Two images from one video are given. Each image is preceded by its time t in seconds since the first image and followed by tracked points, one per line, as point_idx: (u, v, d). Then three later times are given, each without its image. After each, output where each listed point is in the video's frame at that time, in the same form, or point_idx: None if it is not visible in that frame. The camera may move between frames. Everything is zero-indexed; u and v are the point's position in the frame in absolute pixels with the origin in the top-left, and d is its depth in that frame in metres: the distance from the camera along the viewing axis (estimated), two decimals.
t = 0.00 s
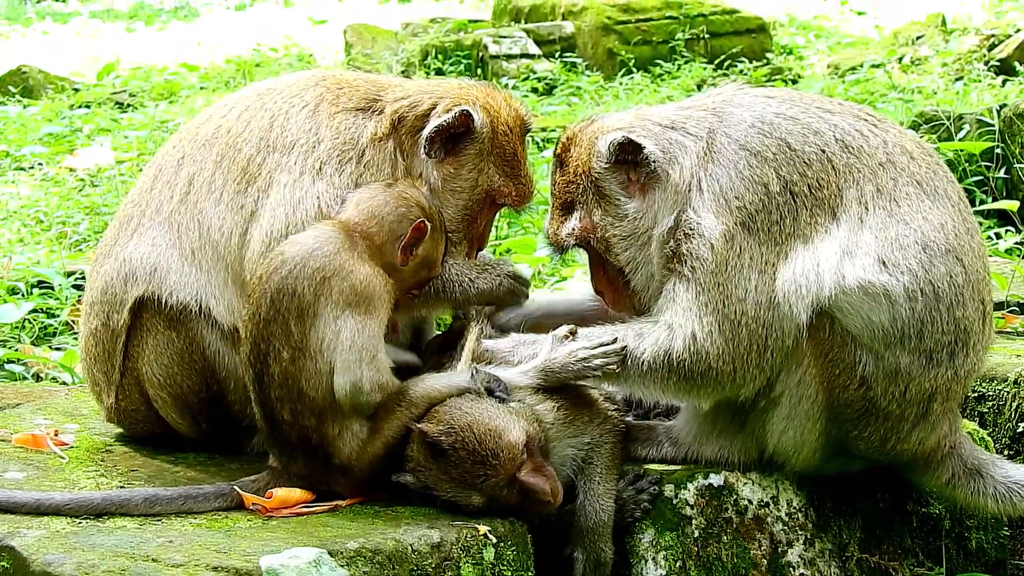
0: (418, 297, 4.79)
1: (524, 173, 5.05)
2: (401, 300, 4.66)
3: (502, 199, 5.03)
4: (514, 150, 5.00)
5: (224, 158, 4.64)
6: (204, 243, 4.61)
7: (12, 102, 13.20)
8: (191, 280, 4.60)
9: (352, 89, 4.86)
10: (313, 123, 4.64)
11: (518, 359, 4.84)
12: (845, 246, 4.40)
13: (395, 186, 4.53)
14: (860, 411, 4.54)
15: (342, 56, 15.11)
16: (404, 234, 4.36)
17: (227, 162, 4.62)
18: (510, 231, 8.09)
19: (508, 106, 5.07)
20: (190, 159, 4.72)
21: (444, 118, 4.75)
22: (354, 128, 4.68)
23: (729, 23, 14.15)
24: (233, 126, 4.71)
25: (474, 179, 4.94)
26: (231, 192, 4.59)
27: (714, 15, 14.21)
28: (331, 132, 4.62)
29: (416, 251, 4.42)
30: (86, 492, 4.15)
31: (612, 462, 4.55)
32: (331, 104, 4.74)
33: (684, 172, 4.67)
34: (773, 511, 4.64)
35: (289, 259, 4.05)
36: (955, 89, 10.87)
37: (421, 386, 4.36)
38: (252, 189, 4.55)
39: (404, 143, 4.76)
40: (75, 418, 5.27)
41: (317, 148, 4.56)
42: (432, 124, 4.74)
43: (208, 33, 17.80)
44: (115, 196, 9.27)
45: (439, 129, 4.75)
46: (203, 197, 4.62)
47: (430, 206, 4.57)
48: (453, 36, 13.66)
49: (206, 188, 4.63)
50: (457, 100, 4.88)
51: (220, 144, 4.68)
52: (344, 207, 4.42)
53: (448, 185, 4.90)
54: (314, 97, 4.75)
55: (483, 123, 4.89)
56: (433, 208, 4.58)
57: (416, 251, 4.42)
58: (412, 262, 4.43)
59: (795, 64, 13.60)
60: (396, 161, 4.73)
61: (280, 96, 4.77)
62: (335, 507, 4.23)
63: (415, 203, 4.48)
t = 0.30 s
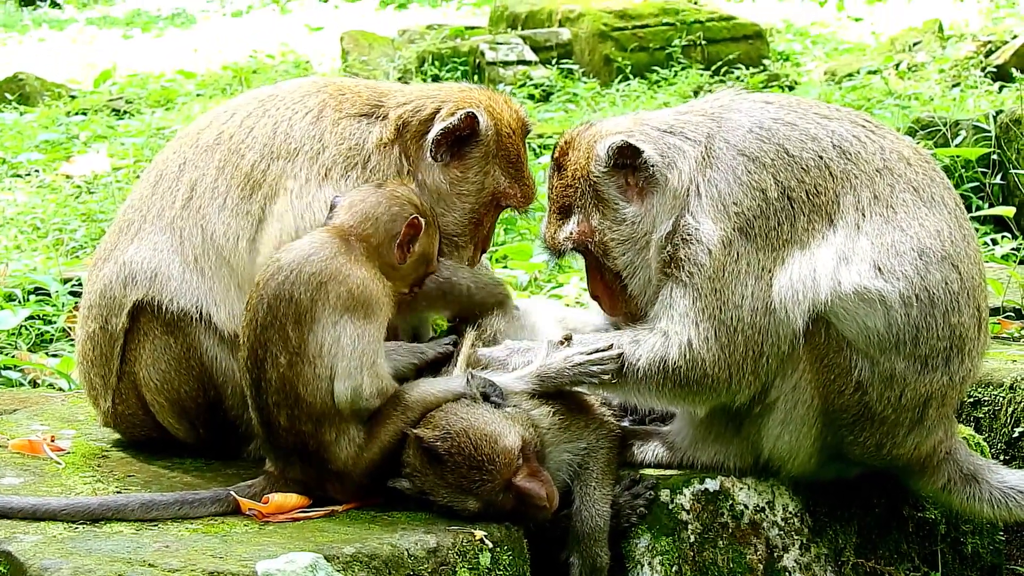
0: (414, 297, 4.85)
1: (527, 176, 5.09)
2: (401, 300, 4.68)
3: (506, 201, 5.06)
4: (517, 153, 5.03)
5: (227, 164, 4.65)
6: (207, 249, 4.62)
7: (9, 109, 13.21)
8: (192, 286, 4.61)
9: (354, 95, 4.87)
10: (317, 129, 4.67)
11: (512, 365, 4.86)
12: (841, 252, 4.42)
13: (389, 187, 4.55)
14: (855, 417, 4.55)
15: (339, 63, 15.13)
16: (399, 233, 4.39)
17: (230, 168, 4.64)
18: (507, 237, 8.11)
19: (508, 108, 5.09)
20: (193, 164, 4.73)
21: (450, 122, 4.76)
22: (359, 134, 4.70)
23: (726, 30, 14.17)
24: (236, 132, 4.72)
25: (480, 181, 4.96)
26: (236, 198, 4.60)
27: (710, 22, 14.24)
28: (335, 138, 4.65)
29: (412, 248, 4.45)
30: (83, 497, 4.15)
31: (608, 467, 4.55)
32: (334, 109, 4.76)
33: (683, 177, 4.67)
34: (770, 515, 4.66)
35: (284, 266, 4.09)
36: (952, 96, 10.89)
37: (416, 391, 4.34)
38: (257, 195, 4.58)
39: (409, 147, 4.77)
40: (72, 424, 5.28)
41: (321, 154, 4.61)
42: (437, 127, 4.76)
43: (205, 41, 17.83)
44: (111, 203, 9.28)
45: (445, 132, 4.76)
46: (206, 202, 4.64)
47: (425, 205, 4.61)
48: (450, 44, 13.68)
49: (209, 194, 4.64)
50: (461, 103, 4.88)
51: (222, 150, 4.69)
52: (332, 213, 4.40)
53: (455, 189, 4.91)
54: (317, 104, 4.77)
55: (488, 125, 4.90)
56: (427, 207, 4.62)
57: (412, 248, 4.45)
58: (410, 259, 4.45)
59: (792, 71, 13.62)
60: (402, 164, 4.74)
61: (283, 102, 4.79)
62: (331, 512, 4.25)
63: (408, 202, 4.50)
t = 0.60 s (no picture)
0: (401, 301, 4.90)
1: (521, 177, 5.09)
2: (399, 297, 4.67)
3: (500, 202, 5.07)
4: (511, 154, 5.03)
5: (220, 164, 4.65)
6: (200, 248, 4.62)
7: (7, 109, 13.20)
8: (188, 285, 4.61)
9: (348, 94, 4.87)
10: (310, 128, 4.65)
11: (511, 366, 4.85)
12: (841, 254, 4.42)
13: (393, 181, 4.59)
14: (855, 419, 4.55)
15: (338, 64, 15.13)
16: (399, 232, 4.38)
17: (224, 167, 4.64)
18: (505, 238, 8.11)
19: (504, 109, 5.10)
20: (187, 164, 4.73)
21: (443, 122, 4.76)
22: (351, 132, 4.68)
23: (725, 31, 14.17)
24: (230, 131, 4.72)
25: (473, 182, 4.96)
26: (228, 197, 4.60)
27: (709, 22, 14.24)
28: (327, 136, 4.63)
29: (411, 247, 4.44)
30: (82, 498, 4.16)
31: (608, 469, 4.55)
32: (327, 108, 4.75)
33: (684, 180, 4.67)
34: (769, 518, 4.66)
35: (283, 267, 4.07)
36: (950, 97, 10.89)
37: (416, 391, 4.34)
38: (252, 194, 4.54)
39: (401, 148, 4.76)
40: (70, 424, 5.27)
41: (313, 152, 4.58)
42: (431, 128, 4.76)
43: (203, 41, 17.82)
44: (110, 204, 9.27)
45: (438, 133, 4.76)
46: (200, 201, 4.64)
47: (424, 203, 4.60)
48: (449, 44, 13.68)
49: (203, 193, 4.65)
50: (454, 104, 4.88)
51: (216, 149, 4.69)
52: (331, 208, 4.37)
53: (447, 190, 4.92)
54: (310, 103, 4.77)
55: (480, 126, 4.90)
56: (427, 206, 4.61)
57: (411, 247, 4.44)
58: (410, 257, 4.44)
59: (791, 72, 13.62)
60: (395, 163, 4.73)
61: (277, 101, 4.78)
62: (330, 514, 4.24)
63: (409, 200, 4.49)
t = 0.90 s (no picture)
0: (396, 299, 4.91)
1: (519, 178, 5.09)
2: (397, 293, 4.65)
3: (497, 203, 5.06)
4: (508, 155, 5.02)
5: (218, 164, 4.65)
6: (197, 249, 4.62)
7: (7, 110, 13.19)
8: (186, 286, 4.61)
9: (346, 94, 4.86)
10: (307, 128, 4.65)
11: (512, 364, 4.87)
12: (840, 254, 4.42)
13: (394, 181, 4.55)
14: (854, 419, 4.56)
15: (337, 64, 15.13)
16: (399, 232, 4.36)
17: (221, 168, 4.64)
18: (504, 238, 8.11)
19: (502, 110, 5.10)
20: (185, 164, 4.73)
21: (439, 123, 4.76)
22: (349, 132, 4.68)
23: (724, 31, 14.18)
24: (228, 131, 4.72)
25: (470, 183, 4.96)
26: (226, 197, 4.60)
27: (708, 23, 14.25)
28: (325, 136, 4.63)
29: (411, 247, 4.40)
30: (81, 499, 4.16)
31: (606, 469, 4.54)
32: (325, 109, 4.75)
33: (677, 180, 4.67)
34: (767, 518, 4.66)
35: (281, 270, 4.05)
36: (949, 97, 10.89)
37: (417, 392, 4.36)
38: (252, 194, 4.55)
39: (398, 147, 4.76)
40: (69, 425, 5.27)
41: (310, 152, 4.59)
42: (427, 129, 4.76)
43: (203, 42, 17.82)
44: (109, 204, 9.27)
45: (435, 133, 4.76)
46: (197, 201, 4.64)
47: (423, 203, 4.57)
48: (448, 45, 13.69)
49: (201, 193, 4.65)
50: (452, 104, 4.88)
51: (214, 149, 4.69)
52: (330, 207, 4.36)
53: (444, 190, 4.91)
54: (308, 103, 4.77)
55: (478, 127, 4.90)
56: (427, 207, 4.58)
57: (409, 246, 4.40)
58: (408, 257, 4.41)
59: (790, 73, 13.62)
60: (392, 163, 4.73)
61: (275, 102, 4.78)
62: (329, 514, 4.24)
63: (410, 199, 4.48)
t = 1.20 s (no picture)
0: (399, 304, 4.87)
1: (518, 175, 5.10)
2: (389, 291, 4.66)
3: (498, 200, 5.07)
4: (508, 152, 5.04)
5: (218, 162, 4.65)
6: (197, 247, 4.62)
7: (5, 108, 13.18)
8: (184, 283, 4.61)
9: (347, 93, 4.85)
10: (307, 127, 4.65)
11: (510, 359, 4.90)
12: (840, 253, 4.41)
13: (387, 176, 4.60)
14: (852, 419, 4.56)
15: (336, 63, 15.12)
16: (389, 229, 4.39)
17: (221, 166, 4.64)
18: (503, 237, 8.11)
19: (502, 108, 5.10)
20: (185, 162, 4.73)
21: (439, 121, 4.76)
22: (350, 131, 4.68)
23: (723, 30, 14.18)
24: (227, 130, 4.72)
25: (470, 180, 4.98)
26: (225, 195, 4.60)
27: (707, 21, 14.25)
28: (326, 135, 4.63)
29: (402, 242, 4.43)
30: (79, 496, 4.16)
31: (604, 467, 4.55)
32: (325, 107, 4.75)
33: (674, 178, 4.67)
34: (765, 516, 4.66)
35: (273, 270, 4.04)
36: (948, 96, 10.89)
37: (416, 392, 4.43)
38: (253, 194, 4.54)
39: (398, 146, 4.76)
40: (67, 423, 5.27)
41: (310, 151, 4.58)
42: (427, 127, 4.76)
43: (202, 40, 17.82)
44: (107, 202, 9.26)
45: (434, 131, 4.76)
46: (197, 199, 4.64)
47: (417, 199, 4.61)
48: (447, 43, 13.68)
49: (200, 191, 4.64)
50: (451, 102, 4.88)
51: (214, 148, 4.69)
52: (322, 204, 4.39)
53: (444, 188, 4.93)
54: (308, 102, 4.76)
55: (478, 124, 4.91)
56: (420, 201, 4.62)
57: (401, 242, 4.43)
58: (400, 252, 4.43)
59: (789, 71, 13.62)
60: (391, 161, 4.73)
61: (275, 100, 4.78)
62: (326, 512, 4.25)
63: (402, 196, 4.52)
